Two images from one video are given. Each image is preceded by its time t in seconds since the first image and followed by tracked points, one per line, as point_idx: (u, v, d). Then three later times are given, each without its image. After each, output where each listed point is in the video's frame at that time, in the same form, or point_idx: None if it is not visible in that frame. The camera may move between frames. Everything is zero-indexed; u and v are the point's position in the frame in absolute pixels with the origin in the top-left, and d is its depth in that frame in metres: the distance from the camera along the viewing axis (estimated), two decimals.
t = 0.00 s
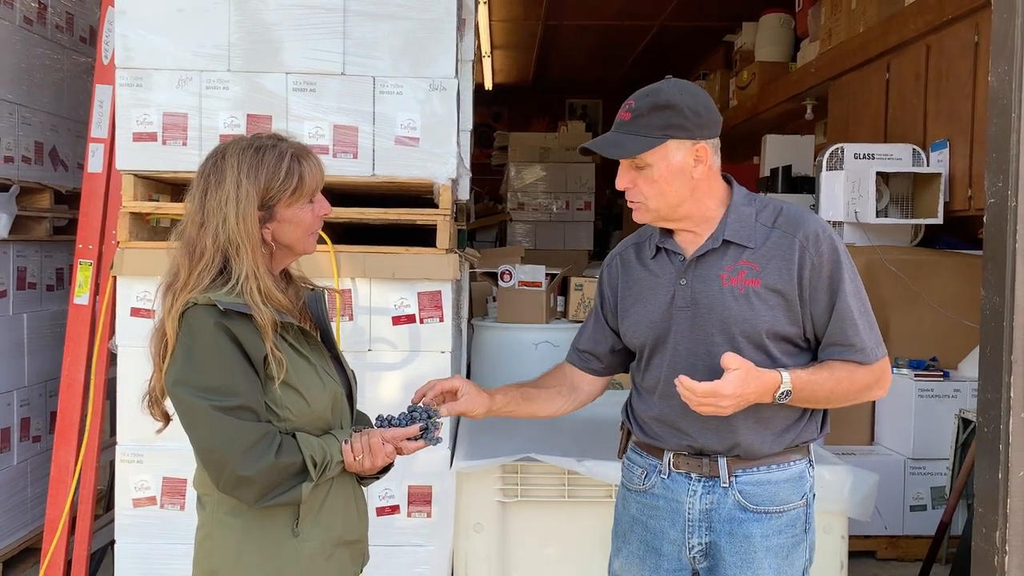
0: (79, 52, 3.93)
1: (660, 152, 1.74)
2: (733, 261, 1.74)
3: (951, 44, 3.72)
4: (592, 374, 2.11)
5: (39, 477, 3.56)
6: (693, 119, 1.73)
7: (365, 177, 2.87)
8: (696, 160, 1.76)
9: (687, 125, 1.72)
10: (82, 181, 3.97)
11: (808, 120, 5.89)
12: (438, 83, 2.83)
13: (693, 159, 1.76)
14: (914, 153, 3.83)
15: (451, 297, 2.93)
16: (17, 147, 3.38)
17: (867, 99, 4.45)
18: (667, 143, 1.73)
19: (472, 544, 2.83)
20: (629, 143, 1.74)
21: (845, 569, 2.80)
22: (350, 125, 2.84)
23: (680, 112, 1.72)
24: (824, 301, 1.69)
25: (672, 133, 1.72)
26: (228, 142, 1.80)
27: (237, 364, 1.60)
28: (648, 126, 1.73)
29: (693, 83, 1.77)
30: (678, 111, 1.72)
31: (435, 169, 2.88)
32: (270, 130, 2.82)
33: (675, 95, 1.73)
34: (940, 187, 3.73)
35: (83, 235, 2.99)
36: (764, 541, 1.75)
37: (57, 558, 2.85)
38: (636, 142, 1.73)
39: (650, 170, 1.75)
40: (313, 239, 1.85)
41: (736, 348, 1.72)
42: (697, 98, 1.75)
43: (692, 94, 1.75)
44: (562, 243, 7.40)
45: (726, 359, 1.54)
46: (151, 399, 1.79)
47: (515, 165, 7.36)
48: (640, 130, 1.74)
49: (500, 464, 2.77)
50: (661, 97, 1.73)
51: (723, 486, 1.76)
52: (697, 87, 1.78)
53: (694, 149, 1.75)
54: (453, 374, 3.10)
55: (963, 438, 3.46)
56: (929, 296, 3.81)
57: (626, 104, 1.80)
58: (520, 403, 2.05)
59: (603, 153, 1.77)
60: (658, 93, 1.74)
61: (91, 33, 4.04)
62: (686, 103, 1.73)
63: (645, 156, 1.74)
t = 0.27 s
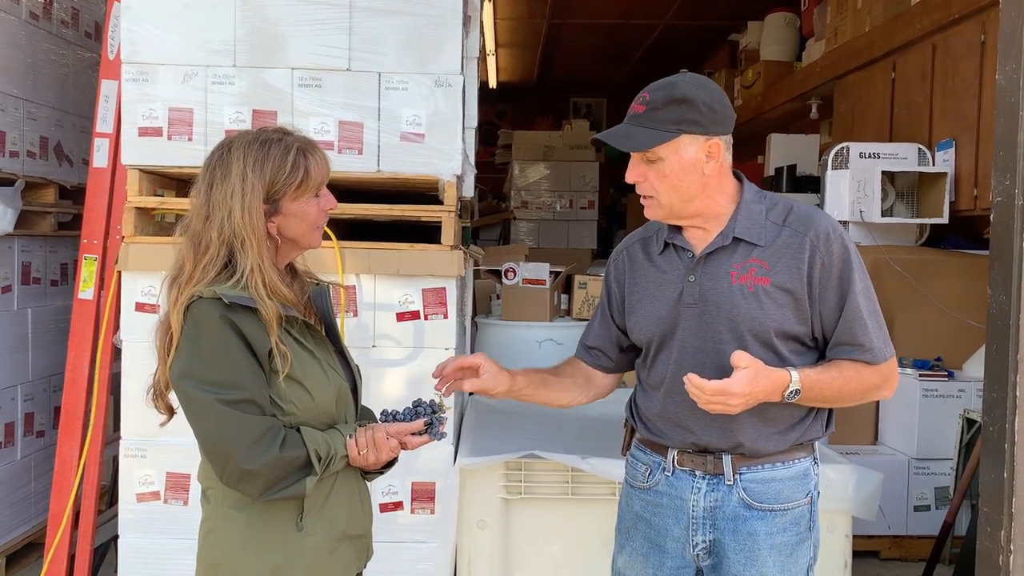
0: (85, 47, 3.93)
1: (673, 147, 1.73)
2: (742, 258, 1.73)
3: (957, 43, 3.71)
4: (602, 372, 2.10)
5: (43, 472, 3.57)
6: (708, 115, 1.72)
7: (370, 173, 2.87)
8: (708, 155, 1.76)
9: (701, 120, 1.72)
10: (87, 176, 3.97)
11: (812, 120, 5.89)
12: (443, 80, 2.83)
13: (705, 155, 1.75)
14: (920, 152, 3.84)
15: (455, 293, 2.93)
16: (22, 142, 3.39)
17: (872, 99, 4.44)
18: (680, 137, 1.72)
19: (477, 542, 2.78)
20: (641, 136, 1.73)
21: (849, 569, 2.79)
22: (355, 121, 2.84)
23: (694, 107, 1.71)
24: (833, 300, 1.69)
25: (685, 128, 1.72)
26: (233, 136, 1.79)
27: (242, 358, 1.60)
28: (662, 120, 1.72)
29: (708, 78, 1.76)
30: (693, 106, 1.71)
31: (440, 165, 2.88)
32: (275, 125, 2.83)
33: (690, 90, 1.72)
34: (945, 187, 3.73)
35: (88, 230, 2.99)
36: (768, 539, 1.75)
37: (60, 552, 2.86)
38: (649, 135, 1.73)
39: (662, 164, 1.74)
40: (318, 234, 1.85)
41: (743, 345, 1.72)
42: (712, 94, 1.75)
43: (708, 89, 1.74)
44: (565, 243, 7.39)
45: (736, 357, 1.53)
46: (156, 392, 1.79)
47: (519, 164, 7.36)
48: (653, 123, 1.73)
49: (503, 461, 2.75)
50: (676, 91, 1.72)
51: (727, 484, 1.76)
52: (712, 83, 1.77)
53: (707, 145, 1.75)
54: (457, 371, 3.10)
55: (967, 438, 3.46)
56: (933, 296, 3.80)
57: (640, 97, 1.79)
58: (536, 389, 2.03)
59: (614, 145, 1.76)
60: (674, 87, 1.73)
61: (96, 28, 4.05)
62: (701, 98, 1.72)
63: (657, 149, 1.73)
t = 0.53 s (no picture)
0: (88, 48, 3.94)
1: (678, 147, 1.73)
2: (746, 259, 1.73)
3: (961, 42, 3.70)
4: (610, 367, 2.09)
5: (46, 471, 3.58)
6: (713, 113, 1.72)
7: (371, 173, 2.87)
8: (714, 154, 1.75)
9: (707, 119, 1.71)
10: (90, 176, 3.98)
11: (815, 118, 5.87)
12: (445, 79, 2.83)
13: (711, 154, 1.75)
14: (923, 151, 3.81)
15: (457, 293, 2.93)
16: (25, 142, 3.40)
17: (876, 98, 4.43)
18: (686, 137, 1.72)
19: (477, 540, 2.79)
20: (647, 137, 1.73)
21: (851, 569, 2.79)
22: (357, 121, 2.84)
23: (699, 106, 1.71)
24: (835, 304, 1.68)
25: (691, 127, 1.71)
26: (234, 137, 1.79)
27: (242, 358, 1.60)
28: (668, 120, 1.73)
29: (713, 76, 1.76)
30: (699, 106, 1.71)
31: (441, 165, 2.88)
32: (277, 125, 2.83)
33: (695, 89, 1.72)
34: (948, 186, 3.72)
35: (91, 230, 3.00)
36: (764, 541, 1.74)
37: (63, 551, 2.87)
38: (654, 136, 1.73)
39: (669, 165, 1.74)
40: (319, 234, 1.85)
41: (744, 345, 1.72)
42: (717, 92, 1.74)
43: (712, 88, 1.74)
44: (568, 241, 7.39)
45: (734, 355, 1.53)
46: (156, 392, 1.79)
47: (522, 163, 7.36)
48: (658, 124, 1.74)
49: (505, 460, 2.75)
50: (681, 91, 1.72)
51: (724, 486, 1.76)
52: (717, 81, 1.77)
53: (713, 144, 1.74)
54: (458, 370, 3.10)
55: (970, 437, 3.42)
56: (936, 296, 3.79)
57: (645, 97, 1.79)
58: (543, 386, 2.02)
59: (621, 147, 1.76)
60: (678, 87, 1.73)
61: (99, 28, 4.05)
62: (706, 97, 1.72)
63: (663, 150, 1.73)
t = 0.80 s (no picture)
0: (91, 47, 3.95)
1: (695, 142, 1.72)
2: (757, 257, 1.72)
3: (965, 40, 3.69)
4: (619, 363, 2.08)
5: (51, 470, 3.59)
6: (730, 108, 1.71)
7: (375, 172, 2.87)
8: (731, 150, 1.75)
9: (724, 114, 1.71)
10: (93, 176, 3.99)
11: (819, 117, 5.87)
12: (448, 78, 2.83)
13: (728, 149, 1.74)
14: (927, 149, 3.81)
15: (461, 292, 2.92)
16: (29, 142, 3.40)
17: (880, 96, 4.42)
18: (703, 132, 1.71)
19: (481, 539, 2.81)
20: (663, 131, 1.72)
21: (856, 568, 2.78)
22: (361, 120, 2.84)
23: (717, 101, 1.70)
24: (843, 304, 1.68)
25: (708, 122, 1.71)
26: (234, 135, 1.79)
27: (247, 357, 1.60)
28: (685, 114, 1.72)
29: (730, 71, 1.75)
30: (716, 100, 1.70)
31: (445, 164, 2.88)
32: (280, 124, 2.83)
33: (711, 83, 1.71)
34: (953, 184, 3.71)
35: (95, 230, 3.00)
36: (769, 542, 1.74)
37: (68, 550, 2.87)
38: (670, 130, 1.72)
39: (685, 159, 1.73)
40: (322, 230, 1.85)
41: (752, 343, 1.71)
42: (734, 87, 1.74)
43: (729, 82, 1.73)
44: (571, 241, 7.38)
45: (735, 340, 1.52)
46: (162, 391, 1.79)
47: (525, 162, 7.36)
48: (675, 117, 1.73)
49: (509, 459, 2.75)
50: (698, 85, 1.71)
51: (729, 486, 1.75)
52: (733, 76, 1.76)
53: (729, 139, 1.74)
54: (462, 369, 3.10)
55: (976, 436, 3.41)
56: (941, 294, 3.79)
57: (662, 91, 1.79)
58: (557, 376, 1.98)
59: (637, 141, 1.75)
60: (695, 81, 1.72)
61: (102, 28, 4.06)
62: (723, 91, 1.71)
63: (680, 145, 1.73)
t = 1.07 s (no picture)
0: (96, 46, 3.95)
1: (716, 134, 1.71)
2: (770, 255, 1.72)
3: (970, 37, 3.68)
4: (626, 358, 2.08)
5: (56, 468, 3.59)
6: (751, 103, 1.71)
7: (379, 170, 2.87)
8: (750, 145, 1.74)
9: (745, 108, 1.70)
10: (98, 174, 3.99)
11: (822, 114, 5.86)
12: (453, 76, 2.83)
13: (748, 144, 1.74)
14: (932, 147, 3.81)
15: (465, 290, 2.93)
16: (34, 140, 3.41)
17: (884, 93, 4.41)
18: (724, 124, 1.71)
19: (485, 536, 2.83)
20: (684, 122, 1.71)
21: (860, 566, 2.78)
22: (365, 118, 2.84)
23: (739, 94, 1.70)
24: (851, 304, 1.67)
25: (730, 115, 1.70)
26: (242, 132, 1.79)
27: (252, 355, 1.60)
28: (707, 106, 1.71)
29: (751, 67, 1.75)
30: (739, 93, 1.70)
31: (450, 161, 2.88)
32: (285, 122, 2.83)
33: (733, 76, 1.71)
34: (957, 182, 3.70)
35: (100, 228, 3.01)
36: (775, 541, 1.74)
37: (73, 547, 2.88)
38: (693, 121, 1.71)
39: (705, 152, 1.72)
40: (327, 230, 1.86)
41: (762, 341, 1.71)
42: (755, 83, 1.74)
43: (751, 77, 1.73)
44: (573, 239, 7.38)
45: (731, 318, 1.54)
46: (166, 387, 1.79)
47: (529, 160, 7.36)
48: (696, 109, 1.72)
49: (513, 457, 2.76)
50: (720, 77, 1.71)
51: (734, 484, 1.75)
52: (754, 71, 1.77)
53: (750, 133, 1.73)
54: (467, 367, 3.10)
55: (981, 433, 3.40)
56: (945, 292, 3.78)
57: (681, 83, 1.78)
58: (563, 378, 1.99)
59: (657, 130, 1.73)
60: (717, 73, 1.71)
61: (107, 26, 4.06)
62: (746, 85, 1.71)
63: (700, 137, 1.72)
